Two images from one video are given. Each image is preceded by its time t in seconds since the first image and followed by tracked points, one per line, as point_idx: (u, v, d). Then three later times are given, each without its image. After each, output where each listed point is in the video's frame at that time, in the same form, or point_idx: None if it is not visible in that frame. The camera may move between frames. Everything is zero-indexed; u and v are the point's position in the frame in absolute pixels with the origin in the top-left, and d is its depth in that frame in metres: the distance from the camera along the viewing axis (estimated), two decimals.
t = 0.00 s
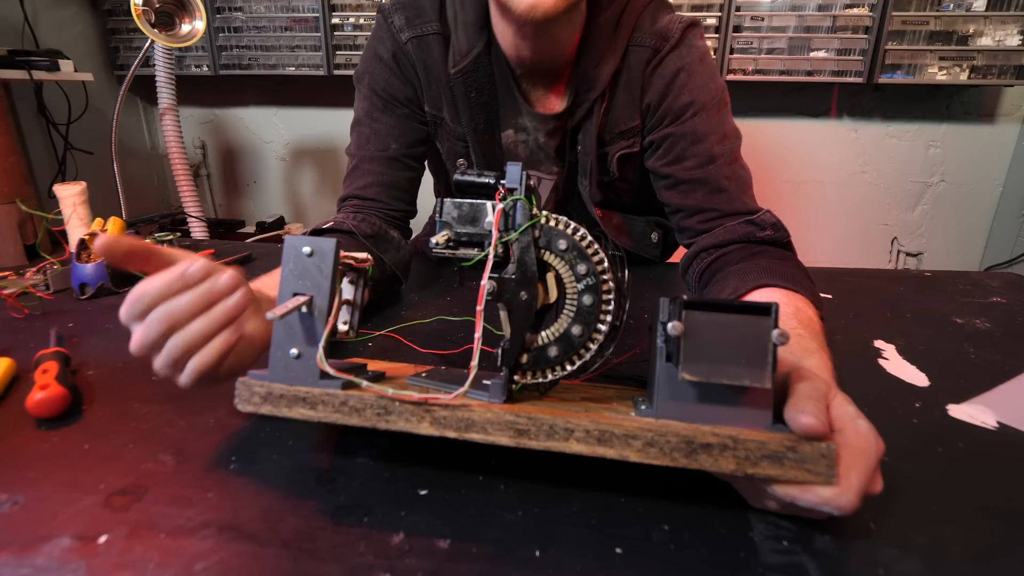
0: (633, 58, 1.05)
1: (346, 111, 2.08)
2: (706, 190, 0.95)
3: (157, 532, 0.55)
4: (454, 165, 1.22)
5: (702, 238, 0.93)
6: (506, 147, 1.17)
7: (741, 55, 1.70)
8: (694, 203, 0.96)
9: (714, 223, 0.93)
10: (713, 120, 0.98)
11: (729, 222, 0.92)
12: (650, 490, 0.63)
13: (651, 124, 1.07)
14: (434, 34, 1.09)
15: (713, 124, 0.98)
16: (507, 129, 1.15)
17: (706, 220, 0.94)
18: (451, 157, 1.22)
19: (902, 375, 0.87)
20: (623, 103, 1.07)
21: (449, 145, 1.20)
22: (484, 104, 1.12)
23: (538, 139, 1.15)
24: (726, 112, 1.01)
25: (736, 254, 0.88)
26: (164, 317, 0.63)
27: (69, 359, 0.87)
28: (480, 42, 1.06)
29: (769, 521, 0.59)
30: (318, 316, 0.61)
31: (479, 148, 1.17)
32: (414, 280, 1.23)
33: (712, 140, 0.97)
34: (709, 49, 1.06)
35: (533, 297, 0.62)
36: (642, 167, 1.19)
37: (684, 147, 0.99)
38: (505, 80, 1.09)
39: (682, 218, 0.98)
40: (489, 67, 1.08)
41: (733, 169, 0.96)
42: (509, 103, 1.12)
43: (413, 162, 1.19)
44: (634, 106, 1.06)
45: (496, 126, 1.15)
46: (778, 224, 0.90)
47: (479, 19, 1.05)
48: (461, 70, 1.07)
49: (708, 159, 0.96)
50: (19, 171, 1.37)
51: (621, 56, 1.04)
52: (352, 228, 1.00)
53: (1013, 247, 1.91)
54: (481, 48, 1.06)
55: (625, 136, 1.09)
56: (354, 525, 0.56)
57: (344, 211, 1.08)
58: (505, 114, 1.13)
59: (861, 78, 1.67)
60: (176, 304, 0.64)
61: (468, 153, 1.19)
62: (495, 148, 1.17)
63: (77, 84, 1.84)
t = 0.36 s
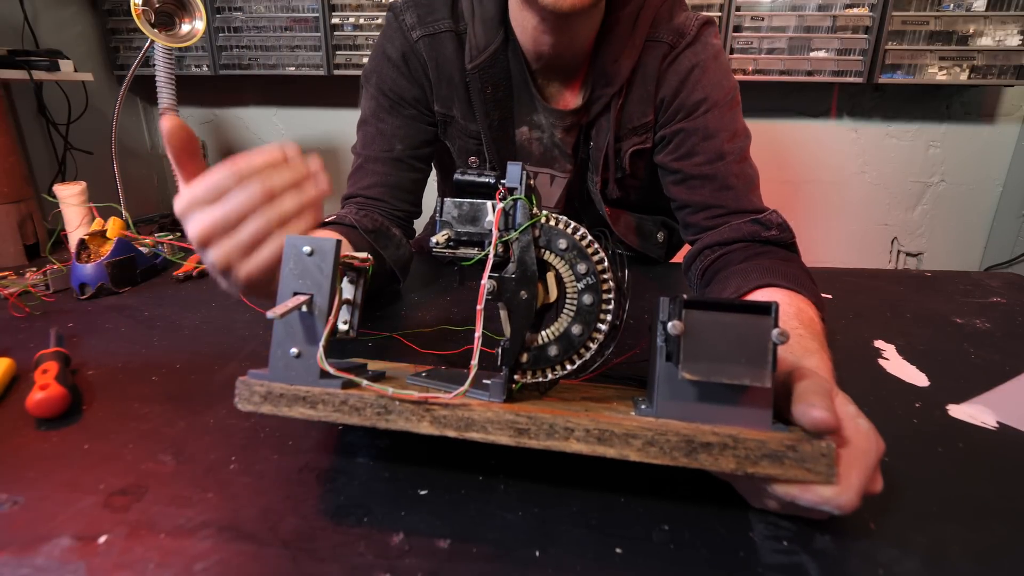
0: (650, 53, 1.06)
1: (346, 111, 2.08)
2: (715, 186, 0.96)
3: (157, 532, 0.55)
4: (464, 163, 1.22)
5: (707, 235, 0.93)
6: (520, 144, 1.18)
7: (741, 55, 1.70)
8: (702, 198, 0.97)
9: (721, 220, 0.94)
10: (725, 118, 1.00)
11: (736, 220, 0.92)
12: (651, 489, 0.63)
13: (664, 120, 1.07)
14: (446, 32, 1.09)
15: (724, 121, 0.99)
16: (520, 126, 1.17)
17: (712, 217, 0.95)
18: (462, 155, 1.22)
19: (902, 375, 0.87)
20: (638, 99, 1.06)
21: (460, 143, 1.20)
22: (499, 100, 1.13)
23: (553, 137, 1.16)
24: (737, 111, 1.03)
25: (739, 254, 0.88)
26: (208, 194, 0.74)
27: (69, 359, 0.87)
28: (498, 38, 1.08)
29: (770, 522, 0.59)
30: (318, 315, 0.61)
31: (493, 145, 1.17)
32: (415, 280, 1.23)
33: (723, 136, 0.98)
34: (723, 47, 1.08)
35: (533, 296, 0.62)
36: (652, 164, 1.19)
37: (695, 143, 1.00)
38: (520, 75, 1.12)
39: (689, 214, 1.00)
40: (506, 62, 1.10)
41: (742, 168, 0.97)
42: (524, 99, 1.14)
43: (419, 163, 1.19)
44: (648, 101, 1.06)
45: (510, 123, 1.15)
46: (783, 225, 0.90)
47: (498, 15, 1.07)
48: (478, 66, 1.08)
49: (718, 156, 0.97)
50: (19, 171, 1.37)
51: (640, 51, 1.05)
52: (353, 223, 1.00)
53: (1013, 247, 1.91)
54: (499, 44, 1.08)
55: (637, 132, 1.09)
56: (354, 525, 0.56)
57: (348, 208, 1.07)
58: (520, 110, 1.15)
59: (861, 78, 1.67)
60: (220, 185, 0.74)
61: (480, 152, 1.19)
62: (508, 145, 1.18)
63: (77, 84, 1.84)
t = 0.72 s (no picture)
0: (647, 62, 1.05)
1: (346, 111, 2.08)
2: (711, 187, 0.96)
3: (157, 532, 0.55)
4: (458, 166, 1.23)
5: (706, 236, 0.93)
6: (513, 153, 1.20)
7: (741, 55, 1.70)
8: (699, 200, 0.97)
9: (716, 221, 0.94)
10: (719, 121, 1.00)
11: (733, 221, 0.92)
12: (650, 489, 0.63)
13: (659, 124, 1.07)
14: (443, 36, 1.09)
15: (719, 124, 1.00)
16: (514, 135, 1.19)
17: (710, 218, 0.95)
18: (456, 158, 1.23)
19: (902, 375, 0.87)
20: (636, 104, 1.07)
21: (454, 146, 1.21)
22: (492, 110, 1.13)
23: (550, 146, 1.17)
24: (732, 113, 1.03)
25: (738, 254, 0.88)
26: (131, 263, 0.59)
27: (69, 359, 0.87)
28: (492, 49, 1.07)
29: (769, 521, 0.59)
30: (318, 315, 0.61)
31: (485, 153, 1.18)
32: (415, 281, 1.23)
33: (717, 139, 0.98)
34: (715, 52, 1.09)
35: (533, 296, 0.62)
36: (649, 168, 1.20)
37: (690, 146, 1.00)
38: (516, 86, 1.13)
39: (687, 215, 0.99)
40: (499, 72, 1.09)
41: (738, 169, 0.97)
42: (519, 108, 1.15)
43: (418, 162, 1.19)
44: (643, 106, 1.07)
45: (503, 132, 1.17)
46: (782, 225, 0.90)
47: (494, 26, 1.07)
48: (470, 76, 1.08)
49: (713, 158, 0.97)
50: (20, 171, 1.37)
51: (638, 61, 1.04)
52: (354, 227, 0.99)
53: (1013, 247, 1.91)
54: (492, 55, 1.07)
55: (635, 137, 1.09)
56: (354, 525, 0.57)
57: (348, 209, 1.06)
58: (514, 119, 1.17)
59: (861, 78, 1.67)
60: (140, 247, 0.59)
61: (473, 156, 1.20)
62: (500, 152, 1.19)
63: (77, 84, 1.84)
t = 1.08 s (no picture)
0: (649, 59, 1.06)
1: (346, 111, 2.08)
2: (712, 187, 0.97)
3: (157, 532, 0.55)
4: (460, 166, 1.23)
5: (706, 236, 0.93)
6: (517, 152, 1.19)
7: (741, 55, 1.70)
8: (700, 200, 0.97)
9: (717, 221, 0.94)
10: (722, 120, 1.00)
11: (734, 221, 0.92)
12: (650, 489, 0.63)
13: (661, 124, 1.07)
14: (447, 36, 1.10)
15: (722, 123, 1.00)
16: (518, 134, 1.18)
17: (711, 218, 0.95)
18: (457, 159, 1.22)
19: (902, 375, 0.87)
20: (637, 103, 1.07)
21: (456, 146, 1.21)
22: (498, 109, 1.14)
23: (553, 146, 1.17)
24: (734, 112, 1.03)
25: (738, 254, 0.88)
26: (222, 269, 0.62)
27: (69, 359, 0.87)
28: (497, 48, 1.08)
29: (769, 521, 0.59)
30: (318, 315, 0.61)
31: (489, 152, 1.18)
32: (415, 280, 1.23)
33: (720, 138, 0.98)
34: (718, 51, 1.09)
35: (533, 296, 0.62)
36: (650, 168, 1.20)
37: (692, 145, 1.00)
38: (520, 83, 1.13)
39: (687, 215, 0.99)
40: (504, 71, 1.10)
41: (740, 169, 0.97)
42: (523, 107, 1.15)
43: (419, 162, 1.19)
44: (646, 105, 1.06)
45: (507, 131, 1.17)
46: (783, 225, 0.89)
47: (499, 25, 1.08)
48: (476, 75, 1.09)
49: (715, 158, 0.98)
50: (20, 171, 1.37)
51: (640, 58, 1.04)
52: (357, 227, 0.99)
53: (1013, 247, 1.91)
54: (498, 53, 1.08)
55: (636, 137, 1.09)
56: (354, 525, 0.56)
57: (349, 210, 1.06)
58: (519, 118, 1.17)
59: (861, 78, 1.67)
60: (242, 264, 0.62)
61: (476, 156, 1.20)
62: (505, 151, 1.19)
63: (77, 84, 1.84)
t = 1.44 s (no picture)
0: (648, 58, 1.06)
1: (346, 111, 2.08)
2: (712, 187, 0.96)
3: (157, 532, 0.55)
4: (460, 166, 1.23)
5: (706, 236, 0.93)
6: (517, 151, 1.19)
7: (741, 55, 1.70)
8: (700, 200, 0.97)
9: (717, 221, 0.94)
10: (721, 120, 1.00)
11: (734, 221, 0.92)
12: (650, 488, 0.63)
13: (660, 123, 1.07)
14: (446, 36, 1.09)
15: (721, 123, 1.00)
16: (518, 134, 1.18)
17: (711, 218, 0.95)
18: (457, 159, 1.22)
19: (902, 375, 0.87)
20: (636, 103, 1.07)
21: (455, 146, 1.21)
22: (498, 108, 1.14)
23: (553, 146, 1.17)
24: (734, 112, 1.03)
25: (738, 254, 0.88)
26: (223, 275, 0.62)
27: (69, 359, 0.87)
28: (497, 46, 1.08)
29: (769, 521, 0.59)
30: (318, 315, 0.61)
31: (489, 152, 1.18)
32: (415, 280, 1.23)
33: (719, 138, 0.98)
34: (717, 51, 1.09)
35: (533, 296, 0.62)
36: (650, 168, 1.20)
37: (692, 145, 1.00)
38: (520, 81, 1.13)
39: (687, 215, 0.99)
40: (505, 69, 1.11)
41: (740, 169, 0.97)
42: (523, 106, 1.15)
43: (419, 163, 1.19)
44: (645, 104, 1.07)
45: (507, 130, 1.17)
46: (783, 225, 0.89)
47: (498, 23, 1.08)
48: (476, 74, 1.09)
49: (714, 158, 0.98)
50: (20, 171, 1.37)
51: (638, 57, 1.05)
52: (358, 228, 0.99)
53: (1013, 247, 1.91)
54: (499, 52, 1.08)
55: (636, 136, 1.09)
56: (354, 525, 0.56)
57: (349, 210, 1.06)
58: (518, 117, 1.16)
59: (861, 78, 1.67)
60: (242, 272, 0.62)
61: (476, 156, 1.20)
62: (505, 151, 1.19)
63: (77, 84, 1.84)
